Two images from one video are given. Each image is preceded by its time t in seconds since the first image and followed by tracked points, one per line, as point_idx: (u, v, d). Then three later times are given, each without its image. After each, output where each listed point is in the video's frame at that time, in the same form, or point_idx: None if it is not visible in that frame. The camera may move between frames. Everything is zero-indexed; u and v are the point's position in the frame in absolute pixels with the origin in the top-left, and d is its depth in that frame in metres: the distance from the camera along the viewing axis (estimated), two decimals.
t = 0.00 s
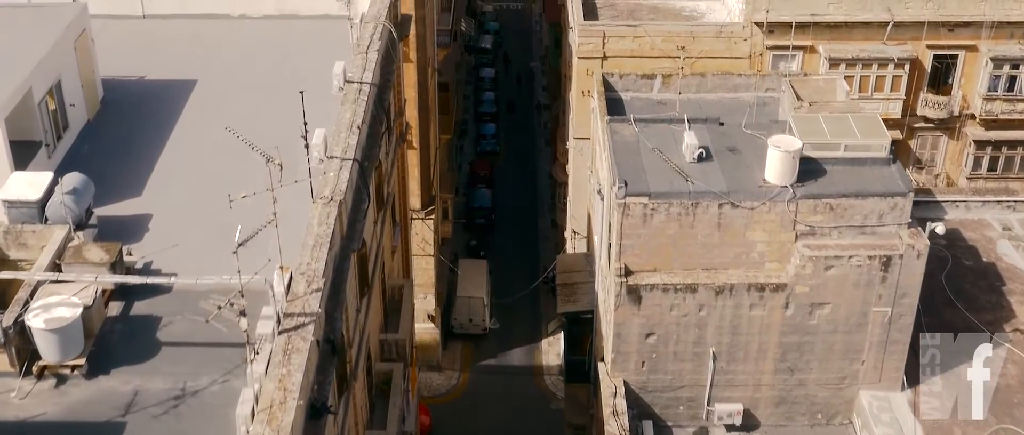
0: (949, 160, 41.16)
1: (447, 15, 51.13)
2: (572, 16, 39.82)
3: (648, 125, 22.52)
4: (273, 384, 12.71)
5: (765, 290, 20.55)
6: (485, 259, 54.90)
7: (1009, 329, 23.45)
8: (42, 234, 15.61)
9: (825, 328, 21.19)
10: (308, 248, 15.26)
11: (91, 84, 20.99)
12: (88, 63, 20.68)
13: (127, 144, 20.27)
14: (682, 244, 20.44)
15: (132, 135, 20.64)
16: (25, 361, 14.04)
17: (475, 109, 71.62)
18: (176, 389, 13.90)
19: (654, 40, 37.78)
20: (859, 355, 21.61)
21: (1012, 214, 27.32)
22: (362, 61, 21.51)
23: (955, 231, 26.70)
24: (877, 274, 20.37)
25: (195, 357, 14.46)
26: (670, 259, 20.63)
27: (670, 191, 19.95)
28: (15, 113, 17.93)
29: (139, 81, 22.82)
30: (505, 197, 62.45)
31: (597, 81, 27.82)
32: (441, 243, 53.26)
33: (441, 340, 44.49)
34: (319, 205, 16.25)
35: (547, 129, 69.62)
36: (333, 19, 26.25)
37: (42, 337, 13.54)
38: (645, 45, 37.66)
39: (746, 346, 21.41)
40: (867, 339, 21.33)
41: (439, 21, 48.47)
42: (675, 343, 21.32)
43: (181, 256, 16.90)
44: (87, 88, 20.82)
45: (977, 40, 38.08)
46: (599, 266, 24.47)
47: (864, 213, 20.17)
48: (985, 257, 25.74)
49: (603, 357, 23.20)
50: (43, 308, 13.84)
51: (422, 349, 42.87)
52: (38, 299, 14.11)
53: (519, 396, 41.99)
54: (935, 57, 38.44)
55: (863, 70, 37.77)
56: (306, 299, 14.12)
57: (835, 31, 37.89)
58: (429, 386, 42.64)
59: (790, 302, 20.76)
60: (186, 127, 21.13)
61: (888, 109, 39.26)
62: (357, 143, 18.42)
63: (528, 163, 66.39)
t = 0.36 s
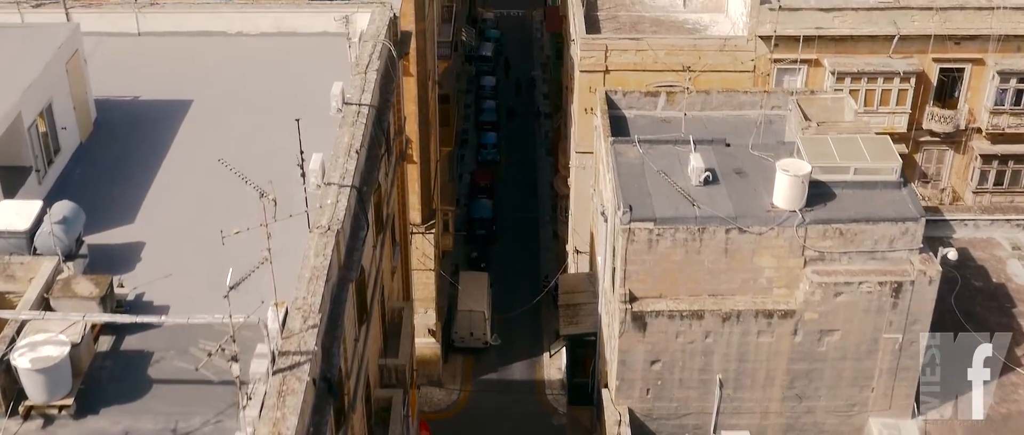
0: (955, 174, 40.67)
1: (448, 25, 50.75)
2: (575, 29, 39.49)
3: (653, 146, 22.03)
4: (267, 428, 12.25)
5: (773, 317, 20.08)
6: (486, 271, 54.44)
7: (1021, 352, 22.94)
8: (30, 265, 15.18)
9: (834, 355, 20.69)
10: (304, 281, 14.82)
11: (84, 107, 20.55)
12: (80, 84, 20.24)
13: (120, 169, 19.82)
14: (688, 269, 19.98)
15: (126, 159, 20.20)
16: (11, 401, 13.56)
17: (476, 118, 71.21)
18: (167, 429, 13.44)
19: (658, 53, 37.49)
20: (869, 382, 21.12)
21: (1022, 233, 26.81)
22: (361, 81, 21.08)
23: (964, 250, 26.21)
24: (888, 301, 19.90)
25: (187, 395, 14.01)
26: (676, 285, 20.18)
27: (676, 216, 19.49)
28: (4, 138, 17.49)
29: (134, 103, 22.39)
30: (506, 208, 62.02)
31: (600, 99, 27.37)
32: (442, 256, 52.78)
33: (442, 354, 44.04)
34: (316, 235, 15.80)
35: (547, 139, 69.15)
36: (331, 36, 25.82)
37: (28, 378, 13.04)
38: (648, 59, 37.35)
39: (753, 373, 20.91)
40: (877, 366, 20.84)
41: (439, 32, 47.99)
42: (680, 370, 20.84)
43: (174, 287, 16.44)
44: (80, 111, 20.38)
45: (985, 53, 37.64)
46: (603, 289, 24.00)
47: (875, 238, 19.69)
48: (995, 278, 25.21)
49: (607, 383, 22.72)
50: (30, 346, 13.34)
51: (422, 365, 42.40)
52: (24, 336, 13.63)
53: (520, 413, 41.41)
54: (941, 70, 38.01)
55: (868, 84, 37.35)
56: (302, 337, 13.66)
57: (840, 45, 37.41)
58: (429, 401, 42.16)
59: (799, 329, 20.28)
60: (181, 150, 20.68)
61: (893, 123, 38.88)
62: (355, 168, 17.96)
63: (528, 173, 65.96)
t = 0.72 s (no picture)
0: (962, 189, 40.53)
1: (448, 37, 50.25)
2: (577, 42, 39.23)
3: (659, 170, 21.49)
4: None
5: (782, 346, 19.60)
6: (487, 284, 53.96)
7: None
8: (19, 301, 14.67)
9: (844, 384, 20.19)
10: (300, 318, 14.36)
11: (76, 131, 20.10)
12: (73, 108, 19.78)
13: (113, 195, 19.37)
14: (696, 298, 19.50)
15: (119, 185, 19.74)
16: None
17: (477, 127, 70.79)
18: None
19: (662, 68, 37.33)
20: (880, 412, 20.62)
21: None
22: (360, 103, 20.64)
23: (975, 271, 25.68)
24: (900, 330, 19.40)
25: None
26: (683, 314, 19.70)
27: (683, 243, 19.00)
28: None
29: (128, 125, 21.94)
30: (508, 218, 61.56)
31: (604, 118, 26.90)
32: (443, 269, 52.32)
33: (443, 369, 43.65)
34: (313, 268, 15.34)
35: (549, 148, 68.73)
36: (330, 55, 25.39)
37: (15, 423, 12.54)
38: (651, 74, 37.13)
39: (762, 403, 20.42)
40: (889, 395, 20.34)
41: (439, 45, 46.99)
42: (687, 399, 20.36)
43: (167, 321, 15.97)
44: (72, 135, 19.92)
45: (992, 68, 37.40)
46: (608, 313, 23.54)
47: (887, 266, 19.19)
48: (1006, 301, 24.58)
49: (612, 411, 22.23)
50: (16, 389, 12.80)
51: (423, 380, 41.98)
52: (11, 378, 13.07)
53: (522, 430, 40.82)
54: (948, 85, 37.81)
55: (875, 99, 37.08)
56: (298, 378, 13.21)
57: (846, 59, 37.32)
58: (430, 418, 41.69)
59: (808, 358, 19.79)
60: (176, 175, 20.22)
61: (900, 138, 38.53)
62: (355, 196, 17.52)
63: (531, 182, 65.49)
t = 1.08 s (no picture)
0: (967, 204, 40.62)
1: (448, 49, 49.58)
2: (580, 57, 39.07)
3: (664, 193, 21.08)
4: None
5: (791, 374, 19.16)
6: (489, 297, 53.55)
7: None
8: (8, 336, 14.27)
9: (854, 413, 19.73)
10: (297, 354, 13.95)
11: (70, 154, 19.75)
12: (67, 131, 19.43)
13: (108, 222, 19.01)
14: (703, 325, 19.07)
15: (114, 211, 19.38)
16: None
17: (477, 136, 70.44)
18: None
19: (665, 82, 37.21)
20: None
21: None
22: (360, 126, 20.23)
23: (984, 291, 25.27)
24: (911, 359, 18.91)
25: None
26: (690, 342, 19.27)
27: (689, 270, 18.58)
28: None
29: (123, 147, 21.59)
30: (510, 228, 61.01)
31: (607, 137, 26.51)
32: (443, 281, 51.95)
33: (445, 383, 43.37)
34: (311, 301, 14.91)
35: (550, 158, 68.39)
36: (330, 73, 25.04)
37: None
38: (655, 88, 37.10)
39: (770, 431, 19.97)
40: (900, 423, 19.90)
41: (440, 56, 46.89)
42: (693, 428, 19.94)
43: (161, 355, 15.57)
44: (66, 159, 19.57)
45: (998, 82, 37.34)
46: (612, 337, 23.15)
47: (898, 293, 18.74)
48: (1016, 322, 24.18)
49: None
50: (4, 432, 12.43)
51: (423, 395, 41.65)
52: None
53: None
54: (954, 99, 37.78)
55: (880, 113, 36.89)
56: (296, 419, 12.80)
57: (851, 73, 37.15)
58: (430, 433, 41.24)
59: (818, 386, 19.33)
60: (172, 200, 19.85)
61: (905, 153, 38.26)
62: (354, 224, 17.12)
63: (532, 192, 65.02)
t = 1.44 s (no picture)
0: (975, 221, 40.30)
1: (451, 62, 49.05)
2: (584, 72, 38.72)
3: (672, 220, 20.67)
4: None
5: (802, 408, 18.69)
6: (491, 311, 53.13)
7: None
8: None
9: None
10: (297, 398, 13.52)
11: (65, 183, 19.38)
12: (61, 160, 19.06)
13: (104, 252, 18.61)
14: (712, 358, 18.62)
15: (109, 241, 18.99)
16: None
17: (479, 147, 70.06)
18: None
19: (670, 99, 36.85)
20: None
21: None
22: (361, 153, 19.81)
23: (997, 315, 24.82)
24: (926, 392, 18.38)
25: None
26: (699, 374, 18.81)
27: (699, 303, 18.15)
28: None
29: (120, 173, 21.22)
30: (512, 241, 60.52)
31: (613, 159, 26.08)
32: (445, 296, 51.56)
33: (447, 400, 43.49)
34: (311, 341, 14.46)
35: (552, 169, 67.96)
36: (331, 96, 24.67)
37: None
38: (660, 105, 36.74)
39: None
40: None
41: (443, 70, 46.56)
42: None
43: (157, 395, 15.15)
44: (61, 187, 19.20)
45: (1007, 98, 36.99)
46: (618, 365, 22.72)
47: (912, 326, 18.26)
48: None
49: None
50: None
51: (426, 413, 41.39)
52: None
53: None
54: (962, 115, 37.39)
55: (887, 131, 36.55)
56: None
57: (858, 90, 36.84)
58: None
59: (829, 420, 18.82)
60: (169, 229, 19.46)
61: (912, 171, 37.96)
62: (355, 257, 16.71)
63: (534, 203, 64.60)
